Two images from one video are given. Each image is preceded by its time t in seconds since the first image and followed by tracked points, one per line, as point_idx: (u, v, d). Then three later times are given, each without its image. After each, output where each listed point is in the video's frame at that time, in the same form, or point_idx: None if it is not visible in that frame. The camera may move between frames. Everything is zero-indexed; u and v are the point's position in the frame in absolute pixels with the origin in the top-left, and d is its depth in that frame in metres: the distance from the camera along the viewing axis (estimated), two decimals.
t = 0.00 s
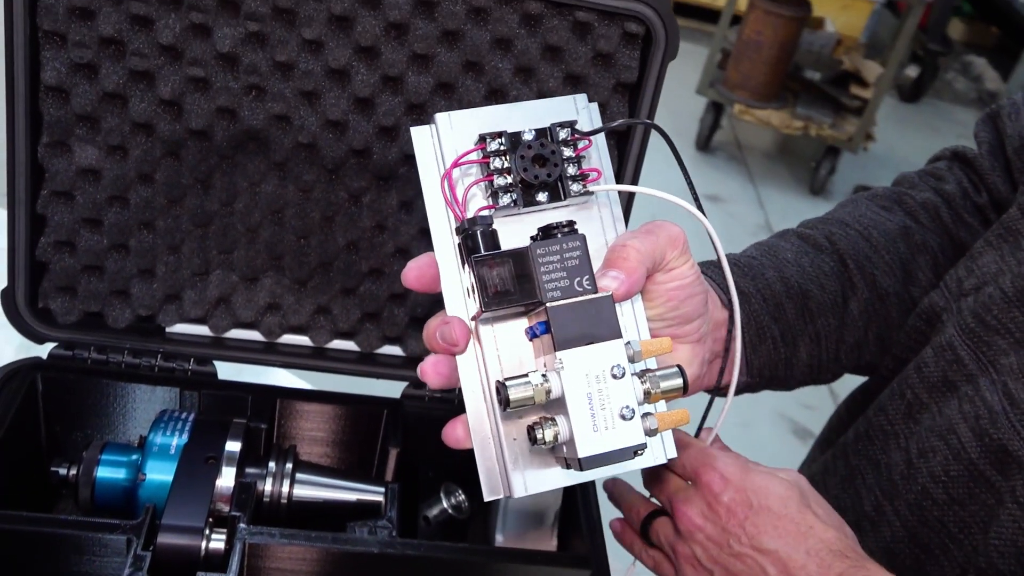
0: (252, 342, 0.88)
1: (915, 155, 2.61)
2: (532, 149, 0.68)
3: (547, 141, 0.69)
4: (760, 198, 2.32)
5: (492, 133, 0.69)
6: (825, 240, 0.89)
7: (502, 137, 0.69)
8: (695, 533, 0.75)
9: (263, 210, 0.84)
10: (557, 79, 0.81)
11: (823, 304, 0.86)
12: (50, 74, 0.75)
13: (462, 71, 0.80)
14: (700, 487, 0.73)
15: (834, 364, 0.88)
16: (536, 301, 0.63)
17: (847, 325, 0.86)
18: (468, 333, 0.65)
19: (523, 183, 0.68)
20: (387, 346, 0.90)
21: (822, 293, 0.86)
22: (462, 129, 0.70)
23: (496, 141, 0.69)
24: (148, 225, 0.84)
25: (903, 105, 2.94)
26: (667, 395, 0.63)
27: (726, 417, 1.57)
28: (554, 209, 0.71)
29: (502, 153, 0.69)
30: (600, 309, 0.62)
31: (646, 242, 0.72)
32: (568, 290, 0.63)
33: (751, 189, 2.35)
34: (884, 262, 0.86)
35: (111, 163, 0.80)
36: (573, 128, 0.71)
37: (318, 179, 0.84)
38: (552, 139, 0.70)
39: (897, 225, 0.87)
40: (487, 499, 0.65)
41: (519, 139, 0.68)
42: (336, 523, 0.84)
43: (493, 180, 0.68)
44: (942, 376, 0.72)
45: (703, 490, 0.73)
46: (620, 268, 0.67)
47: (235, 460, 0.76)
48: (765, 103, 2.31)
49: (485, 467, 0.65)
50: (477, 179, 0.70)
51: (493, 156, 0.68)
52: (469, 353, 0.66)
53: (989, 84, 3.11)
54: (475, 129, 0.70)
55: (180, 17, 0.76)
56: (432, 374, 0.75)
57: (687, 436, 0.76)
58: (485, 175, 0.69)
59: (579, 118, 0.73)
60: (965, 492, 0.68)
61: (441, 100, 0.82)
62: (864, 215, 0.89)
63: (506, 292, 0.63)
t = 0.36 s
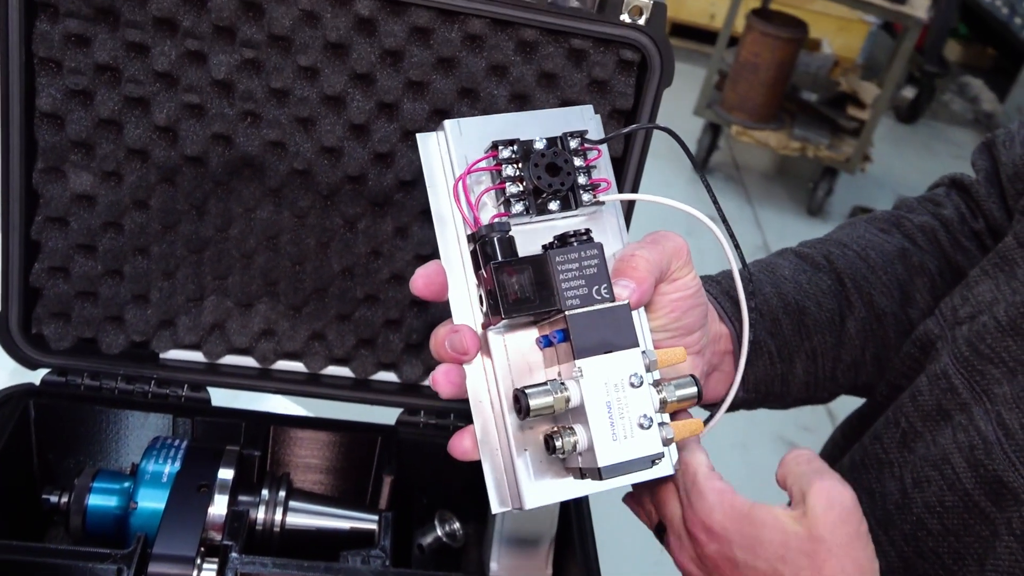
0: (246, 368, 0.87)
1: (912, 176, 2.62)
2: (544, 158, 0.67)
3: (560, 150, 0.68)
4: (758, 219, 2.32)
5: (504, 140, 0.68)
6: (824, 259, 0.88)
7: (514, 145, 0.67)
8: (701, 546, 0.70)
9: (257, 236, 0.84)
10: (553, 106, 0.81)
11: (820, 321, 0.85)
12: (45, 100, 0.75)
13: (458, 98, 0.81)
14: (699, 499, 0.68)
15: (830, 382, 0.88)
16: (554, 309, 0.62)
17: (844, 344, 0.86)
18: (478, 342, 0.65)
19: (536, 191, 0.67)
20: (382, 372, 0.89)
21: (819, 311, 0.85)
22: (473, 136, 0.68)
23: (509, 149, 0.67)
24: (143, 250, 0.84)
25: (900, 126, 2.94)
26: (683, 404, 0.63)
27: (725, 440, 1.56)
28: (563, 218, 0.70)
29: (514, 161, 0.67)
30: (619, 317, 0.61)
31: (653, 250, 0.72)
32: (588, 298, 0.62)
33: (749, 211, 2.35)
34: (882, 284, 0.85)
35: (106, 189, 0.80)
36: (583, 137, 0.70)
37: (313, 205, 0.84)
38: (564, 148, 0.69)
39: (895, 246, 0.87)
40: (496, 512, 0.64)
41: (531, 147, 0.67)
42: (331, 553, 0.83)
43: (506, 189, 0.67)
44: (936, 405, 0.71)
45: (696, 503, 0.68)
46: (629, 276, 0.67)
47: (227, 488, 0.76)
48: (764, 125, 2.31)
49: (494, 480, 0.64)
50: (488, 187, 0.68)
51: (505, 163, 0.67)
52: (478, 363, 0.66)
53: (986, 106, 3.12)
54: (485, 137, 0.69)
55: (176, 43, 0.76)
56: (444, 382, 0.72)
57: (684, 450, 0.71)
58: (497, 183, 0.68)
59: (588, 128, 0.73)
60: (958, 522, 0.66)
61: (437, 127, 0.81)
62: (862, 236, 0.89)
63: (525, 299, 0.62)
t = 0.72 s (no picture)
0: (239, 392, 0.87)
1: (910, 196, 2.62)
2: (546, 161, 0.67)
3: (562, 153, 0.68)
4: (756, 238, 2.32)
5: (506, 142, 0.68)
6: (824, 273, 0.87)
7: (517, 147, 0.68)
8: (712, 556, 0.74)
9: (252, 259, 0.84)
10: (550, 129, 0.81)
11: (818, 334, 0.85)
12: (39, 123, 0.75)
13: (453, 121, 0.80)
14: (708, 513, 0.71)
15: (827, 399, 0.87)
16: (545, 310, 0.61)
17: (842, 357, 0.85)
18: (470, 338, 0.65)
19: (536, 193, 0.67)
20: (377, 396, 0.88)
21: (818, 323, 0.85)
22: (477, 135, 0.68)
23: (511, 151, 0.68)
24: (136, 273, 0.83)
25: (898, 145, 2.95)
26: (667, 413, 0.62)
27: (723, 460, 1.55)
28: (560, 223, 0.70)
29: (515, 162, 0.68)
30: (609, 323, 0.61)
31: (650, 259, 0.70)
32: (579, 302, 0.61)
33: (747, 230, 2.34)
34: (883, 300, 0.84)
35: (99, 213, 0.79)
36: (586, 142, 0.71)
37: (308, 228, 0.83)
38: (566, 151, 0.69)
39: (896, 263, 0.85)
40: (478, 508, 0.64)
41: (534, 150, 0.68)
42: None
43: (506, 189, 0.67)
44: (929, 422, 0.69)
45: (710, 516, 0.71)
46: (624, 282, 0.66)
47: (219, 514, 0.75)
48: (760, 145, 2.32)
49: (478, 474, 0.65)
50: (488, 187, 0.68)
51: (507, 164, 0.67)
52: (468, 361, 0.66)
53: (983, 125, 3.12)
54: (489, 137, 0.69)
55: (171, 66, 0.76)
56: (433, 380, 0.71)
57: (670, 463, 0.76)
58: (497, 183, 0.68)
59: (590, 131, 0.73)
60: (950, 538, 0.66)
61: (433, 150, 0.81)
62: (864, 253, 0.87)
63: (517, 299, 0.61)
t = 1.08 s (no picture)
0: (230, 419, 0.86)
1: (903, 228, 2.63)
2: (551, 126, 0.66)
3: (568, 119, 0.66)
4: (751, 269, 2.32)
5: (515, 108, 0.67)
6: (822, 273, 0.86)
7: (524, 113, 0.67)
8: None
9: (245, 285, 0.83)
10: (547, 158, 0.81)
11: (813, 330, 0.83)
12: (34, 147, 0.75)
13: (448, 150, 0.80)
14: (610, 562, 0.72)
15: (818, 395, 0.84)
16: (549, 258, 0.62)
17: (836, 354, 0.83)
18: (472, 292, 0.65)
19: (541, 155, 0.65)
20: (369, 424, 0.88)
21: (813, 318, 0.83)
22: (486, 104, 0.68)
23: (518, 115, 0.66)
24: (128, 298, 0.83)
25: (893, 177, 2.96)
26: (667, 364, 0.64)
27: (718, 492, 1.54)
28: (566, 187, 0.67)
29: (522, 127, 0.66)
30: (612, 274, 0.62)
31: (646, 226, 0.72)
32: (582, 253, 0.63)
33: (742, 260, 2.34)
34: (880, 305, 0.83)
35: (92, 237, 0.79)
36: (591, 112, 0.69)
37: (302, 255, 0.83)
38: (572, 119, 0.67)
39: (895, 272, 0.84)
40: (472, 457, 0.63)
41: (541, 116, 0.67)
42: None
43: (511, 151, 0.66)
44: (927, 457, 0.68)
45: None
46: (624, 243, 0.67)
47: (207, 542, 0.73)
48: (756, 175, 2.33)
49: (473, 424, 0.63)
50: (495, 150, 0.67)
51: (513, 127, 0.66)
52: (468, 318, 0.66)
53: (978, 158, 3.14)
54: (498, 104, 0.68)
55: (168, 92, 0.76)
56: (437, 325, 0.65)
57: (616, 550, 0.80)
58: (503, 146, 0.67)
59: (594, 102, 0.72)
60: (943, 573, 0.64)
61: (428, 179, 0.81)
62: (866, 263, 0.86)
63: (523, 245, 0.61)
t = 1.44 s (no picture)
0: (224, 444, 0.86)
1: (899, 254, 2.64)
2: (564, 92, 0.67)
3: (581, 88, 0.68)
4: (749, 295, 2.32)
5: (531, 72, 0.69)
6: (835, 269, 0.86)
7: (540, 78, 0.68)
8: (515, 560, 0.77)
9: (240, 309, 0.83)
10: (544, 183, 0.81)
11: (820, 322, 0.82)
12: (30, 170, 0.75)
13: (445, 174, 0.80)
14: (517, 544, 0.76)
15: (821, 389, 0.84)
16: (546, 217, 0.62)
17: (842, 351, 0.83)
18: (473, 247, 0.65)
19: (552, 119, 0.67)
20: (362, 450, 0.87)
21: (821, 311, 0.83)
22: (503, 66, 0.70)
23: (533, 80, 0.68)
24: (123, 322, 0.82)
25: (888, 204, 2.97)
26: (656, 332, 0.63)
27: (715, 519, 1.53)
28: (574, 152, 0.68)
29: (536, 91, 0.68)
30: (607, 235, 0.62)
31: (653, 199, 0.72)
32: (579, 212, 0.63)
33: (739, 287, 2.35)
34: (888, 303, 0.83)
35: (88, 260, 0.79)
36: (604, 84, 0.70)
37: (297, 279, 0.83)
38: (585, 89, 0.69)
39: (907, 273, 0.85)
40: (460, 411, 0.62)
41: (556, 82, 0.68)
42: None
43: (523, 113, 0.67)
44: (924, 471, 0.68)
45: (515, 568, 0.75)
46: (626, 211, 0.68)
47: (198, 568, 0.73)
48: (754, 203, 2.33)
49: (465, 378, 0.63)
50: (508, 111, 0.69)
51: (527, 91, 0.68)
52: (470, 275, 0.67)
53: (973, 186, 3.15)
54: (514, 67, 0.70)
55: (165, 117, 0.76)
56: (436, 275, 0.66)
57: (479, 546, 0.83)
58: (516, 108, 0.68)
59: (610, 76, 0.72)
60: None
61: (425, 204, 0.81)
62: (878, 261, 0.87)
63: (522, 198, 0.61)
